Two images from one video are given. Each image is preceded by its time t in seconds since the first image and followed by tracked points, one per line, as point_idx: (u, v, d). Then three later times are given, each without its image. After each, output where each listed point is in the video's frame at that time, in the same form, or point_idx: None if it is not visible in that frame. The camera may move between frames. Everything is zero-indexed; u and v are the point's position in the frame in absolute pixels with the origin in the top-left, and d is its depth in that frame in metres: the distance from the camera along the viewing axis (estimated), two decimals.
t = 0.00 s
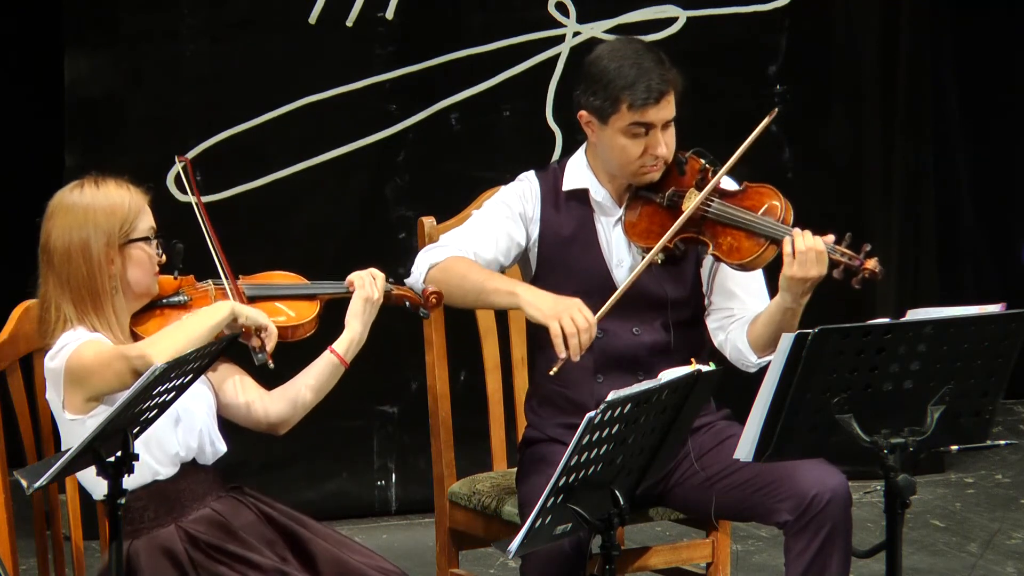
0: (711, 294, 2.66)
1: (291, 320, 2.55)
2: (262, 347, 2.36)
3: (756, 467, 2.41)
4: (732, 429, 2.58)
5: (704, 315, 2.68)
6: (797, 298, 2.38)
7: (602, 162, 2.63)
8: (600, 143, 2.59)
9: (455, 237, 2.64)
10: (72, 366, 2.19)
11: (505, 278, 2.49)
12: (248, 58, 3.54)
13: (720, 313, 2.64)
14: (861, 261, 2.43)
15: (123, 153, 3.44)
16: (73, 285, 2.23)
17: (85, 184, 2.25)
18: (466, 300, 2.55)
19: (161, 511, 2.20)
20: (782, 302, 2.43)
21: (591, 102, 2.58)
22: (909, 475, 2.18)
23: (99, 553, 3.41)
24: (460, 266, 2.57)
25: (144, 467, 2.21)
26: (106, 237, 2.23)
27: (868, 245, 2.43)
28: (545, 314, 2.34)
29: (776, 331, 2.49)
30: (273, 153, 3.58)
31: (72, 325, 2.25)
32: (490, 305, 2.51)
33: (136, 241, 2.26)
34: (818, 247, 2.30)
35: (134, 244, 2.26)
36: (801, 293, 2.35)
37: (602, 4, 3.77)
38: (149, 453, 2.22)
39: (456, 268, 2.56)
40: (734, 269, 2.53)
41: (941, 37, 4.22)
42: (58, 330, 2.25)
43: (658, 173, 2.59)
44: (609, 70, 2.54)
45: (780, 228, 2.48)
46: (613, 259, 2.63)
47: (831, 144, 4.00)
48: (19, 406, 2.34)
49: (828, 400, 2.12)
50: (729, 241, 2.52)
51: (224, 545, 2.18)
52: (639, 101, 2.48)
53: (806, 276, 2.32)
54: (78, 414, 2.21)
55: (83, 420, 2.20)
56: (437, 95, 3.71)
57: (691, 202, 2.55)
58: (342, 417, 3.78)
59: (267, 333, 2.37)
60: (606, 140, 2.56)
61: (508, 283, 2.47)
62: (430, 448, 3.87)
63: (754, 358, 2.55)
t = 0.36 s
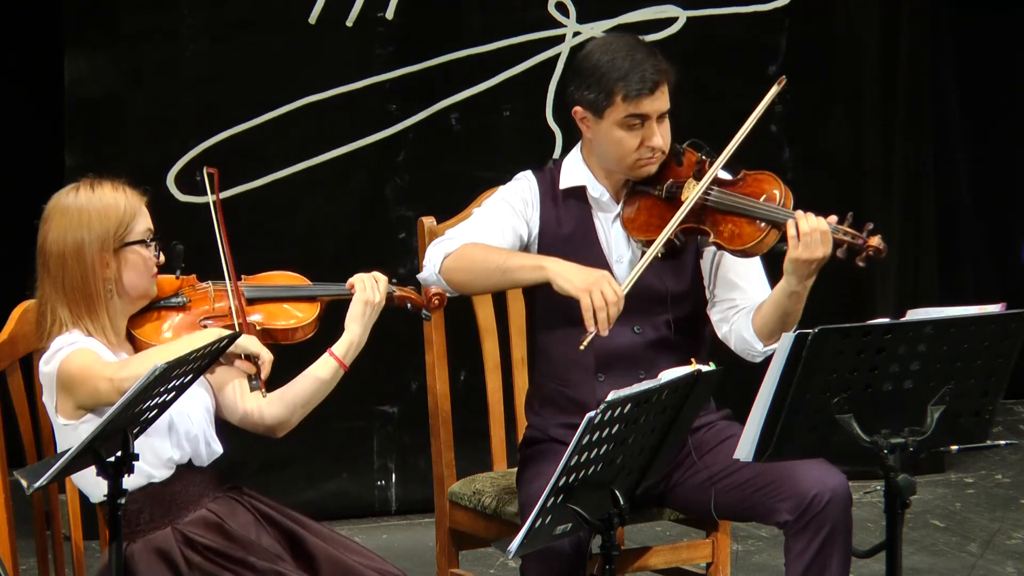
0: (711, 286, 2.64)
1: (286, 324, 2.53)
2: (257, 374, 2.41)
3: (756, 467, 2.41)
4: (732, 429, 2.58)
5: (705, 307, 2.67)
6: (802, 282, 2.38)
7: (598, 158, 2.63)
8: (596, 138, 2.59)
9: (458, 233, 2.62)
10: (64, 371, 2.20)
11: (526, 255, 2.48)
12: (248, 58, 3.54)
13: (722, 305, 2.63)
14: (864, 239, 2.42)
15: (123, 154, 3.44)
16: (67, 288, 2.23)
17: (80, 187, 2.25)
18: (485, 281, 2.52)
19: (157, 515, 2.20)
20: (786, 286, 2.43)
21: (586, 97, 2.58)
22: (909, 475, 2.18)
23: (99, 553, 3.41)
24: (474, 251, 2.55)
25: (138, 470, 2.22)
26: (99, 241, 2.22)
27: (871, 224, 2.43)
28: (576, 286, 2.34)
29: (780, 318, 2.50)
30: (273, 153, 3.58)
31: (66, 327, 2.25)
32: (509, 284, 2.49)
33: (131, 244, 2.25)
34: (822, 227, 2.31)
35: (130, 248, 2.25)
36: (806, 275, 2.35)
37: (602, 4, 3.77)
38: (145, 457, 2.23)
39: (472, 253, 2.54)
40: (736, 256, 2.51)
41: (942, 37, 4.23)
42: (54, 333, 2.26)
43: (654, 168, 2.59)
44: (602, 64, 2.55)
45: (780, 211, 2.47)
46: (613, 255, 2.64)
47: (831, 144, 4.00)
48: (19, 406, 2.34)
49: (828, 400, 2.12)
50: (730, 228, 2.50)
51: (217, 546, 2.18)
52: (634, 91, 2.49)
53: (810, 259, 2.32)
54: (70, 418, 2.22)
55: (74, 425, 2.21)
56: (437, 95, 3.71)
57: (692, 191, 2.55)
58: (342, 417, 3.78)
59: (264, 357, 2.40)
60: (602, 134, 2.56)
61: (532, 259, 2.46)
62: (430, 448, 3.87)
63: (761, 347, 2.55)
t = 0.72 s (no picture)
0: (715, 280, 2.65)
1: (297, 327, 2.54)
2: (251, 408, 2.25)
3: (756, 467, 2.41)
4: (733, 428, 2.58)
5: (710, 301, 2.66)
6: (808, 266, 2.38)
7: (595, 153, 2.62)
8: (592, 133, 2.59)
9: (468, 223, 2.63)
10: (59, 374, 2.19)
11: (547, 229, 2.48)
12: (248, 58, 3.54)
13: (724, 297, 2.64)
14: (867, 217, 2.42)
15: (123, 154, 3.44)
16: (70, 288, 2.24)
17: (88, 186, 2.25)
18: (506, 258, 2.50)
19: (159, 514, 2.20)
20: (792, 270, 2.42)
21: (582, 91, 2.58)
22: (909, 475, 2.18)
23: (99, 553, 3.41)
24: (490, 233, 2.54)
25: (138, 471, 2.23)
26: (102, 243, 2.22)
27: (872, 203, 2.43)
28: (605, 251, 2.36)
29: (786, 304, 2.50)
30: (273, 153, 3.58)
31: (69, 327, 2.26)
32: (531, 258, 2.47)
33: (136, 246, 2.25)
34: (826, 207, 2.32)
35: (134, 249, 2.25)
36: (811, 258, 2.36)
37: (602, 4, 3.77)
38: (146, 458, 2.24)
39: (490, 233, 2.54)
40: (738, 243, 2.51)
41: (942, 37, 4.22)
42: (58, 332, 2.27)
43: (653, 161, 2.57)
44: (597, 57, 2.56)
45: (781, 195, 2.48)
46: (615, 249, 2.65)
47: (831, 145, 4.00)
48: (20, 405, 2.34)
49: (828, 401, 2.12)
50: (732, 215, 2.51)
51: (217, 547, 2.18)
52: (630, 82, 2.50)
53: (814, 240, 2.33)
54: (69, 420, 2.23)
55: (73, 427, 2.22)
56: (437, 95, 3.71)
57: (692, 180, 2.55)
58: (342, 417, 3.78)
59: (257, 392, 2.24)
60: (599, 128, 2.55)
61: (554, 231, 2.46)
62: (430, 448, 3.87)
63: (766, 335, 2.55)
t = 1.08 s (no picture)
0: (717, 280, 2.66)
1: (310, 335, 2.44)
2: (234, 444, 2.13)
3: (756, 466, 2.41)
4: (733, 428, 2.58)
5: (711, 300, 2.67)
6: (809, 268, 2.38)
7: (597, 154, 2.62)
8: (594, 134, 2.59)
9: (479, 219, 2.63)
10: (61, 372, 2.18)
11: (562, 217, 2.47)
12: (248, 58, 3.54)
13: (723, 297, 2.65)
14: (870, 220, 2.46)
15: (123, 154, 3.44)
16: (82, 285, 2.24)
17: (103, 184, 2.26)
18: (522, 244, 2.49)
19: (162, 515, 2.19)
20: (794, 272, 2.42)
21: (583, 91, 2.58)
22: (909, 475, 2.18)
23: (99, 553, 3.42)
24: (505, 227, 2.52)
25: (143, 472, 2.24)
26: (114, 242, 2.23)
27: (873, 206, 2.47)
28: (622, 235, 2.36)
29: (788, 305, 2.49)
30: (273, 153, 3.58)
31: (79, 325, 2.26)
32: (548, 246, 2.46)
33: (148, 247, 2.24)
34: (831, 210, 2.33)
35: (146, 250, 2.24)
36: (813, 260, 2.36)
37: (602, 4, 3.77)
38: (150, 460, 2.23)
39: (505, 225, 2.53)
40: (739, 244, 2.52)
41: (942, 37, 4.22)
42: (70, 329, 2.28)
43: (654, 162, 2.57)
44: (599, 58, 2.56)
45: (783, 198, 2.50)
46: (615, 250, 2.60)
47: (831, 145, 4.00)
48: (19, 406, 2.34)
49: (828, 400, 2.12)
50: (734, 216, 2.52)
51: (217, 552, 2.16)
52: (632, 83, 2.50)
53: (819, 241, 2.33)
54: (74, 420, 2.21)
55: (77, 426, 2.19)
56: (437, 95, 3.71)
57: (694, 181, 2.55)
58: (342, 417, 3.78)
59: (241, 429, 2.12)
60: (600, 128, 2.55)
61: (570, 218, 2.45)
62: (431, 448, 3.87)
63: (767, 336, 2.54)
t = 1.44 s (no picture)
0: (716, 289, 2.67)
1: (322, 343, 2.42)
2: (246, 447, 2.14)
3: (756, 466, 2.40)
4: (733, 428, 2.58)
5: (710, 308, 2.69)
6: (805, 279, 2.38)
7: (599, 158, 2.62)
8: (597, 138, 2.58)
9: (487, 224, 2.60)
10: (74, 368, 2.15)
11: (573, 216, 2.45)
12: (248, 58, 3.54)
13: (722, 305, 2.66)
14: (868, 241, 2.42)
15: (123, 154, 3.44)
16: (97, 285, 2.21)
17: (121, 184, 2.21)
18: (532, 248, 2.47)
19: (166, 517, 2.17)
20: (791, 284, 2.42)
21: (587, 97, 2.57)
22: (908, 475, 2.18)
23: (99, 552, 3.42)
24: (517, 229, 2.50)
25: (149, 472, 2.20)
26: (130, 243, 2.19)
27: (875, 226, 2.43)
28: (634, 231, 2.35)
29: (787, 315, 2.49)
30: (272, 153, 3.58)
31: (94, 324, 2.23)
32: (560, 246, 2.44)
33: (164, 249, 2.20)
34: (827, 227, 2.31)
35: (162, 253, 2.20)
36: (810, 274, 2.35)
37: (602, 4, 3.77)
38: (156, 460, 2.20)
39: (516, 227, 2.50)
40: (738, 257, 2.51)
41: (942, 37, 4.22)
42: (84, 329, 2.25)
43: (657, 165, 2.58)
44: (605, 64, 2.54)
45: (783, 213, 2.47)
46: (616, 253, 2.60)
47: (831, 145, 4.00)
48: (19, 405, 2.34)
49: (828, 400, 2.12)
50: (733, 230, 2.50)
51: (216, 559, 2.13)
52: (636, 92, 2.48)
53: (816, 258, 2.33)
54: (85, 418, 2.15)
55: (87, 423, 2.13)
56: (436, 95, 3.71)
57: (695, 193, 2.53)
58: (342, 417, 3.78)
59: (254, 430, 2.12)
60: (604, 135, 2.55)
61: (580, 217, 2.43)
62: (431, 448, 3.87)
63: (766, 346, 2.55)
